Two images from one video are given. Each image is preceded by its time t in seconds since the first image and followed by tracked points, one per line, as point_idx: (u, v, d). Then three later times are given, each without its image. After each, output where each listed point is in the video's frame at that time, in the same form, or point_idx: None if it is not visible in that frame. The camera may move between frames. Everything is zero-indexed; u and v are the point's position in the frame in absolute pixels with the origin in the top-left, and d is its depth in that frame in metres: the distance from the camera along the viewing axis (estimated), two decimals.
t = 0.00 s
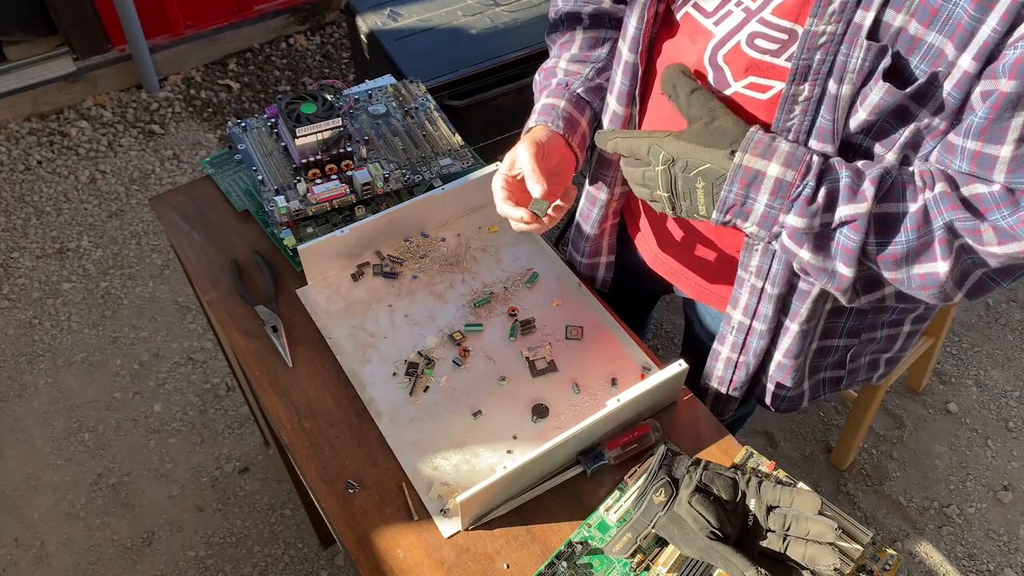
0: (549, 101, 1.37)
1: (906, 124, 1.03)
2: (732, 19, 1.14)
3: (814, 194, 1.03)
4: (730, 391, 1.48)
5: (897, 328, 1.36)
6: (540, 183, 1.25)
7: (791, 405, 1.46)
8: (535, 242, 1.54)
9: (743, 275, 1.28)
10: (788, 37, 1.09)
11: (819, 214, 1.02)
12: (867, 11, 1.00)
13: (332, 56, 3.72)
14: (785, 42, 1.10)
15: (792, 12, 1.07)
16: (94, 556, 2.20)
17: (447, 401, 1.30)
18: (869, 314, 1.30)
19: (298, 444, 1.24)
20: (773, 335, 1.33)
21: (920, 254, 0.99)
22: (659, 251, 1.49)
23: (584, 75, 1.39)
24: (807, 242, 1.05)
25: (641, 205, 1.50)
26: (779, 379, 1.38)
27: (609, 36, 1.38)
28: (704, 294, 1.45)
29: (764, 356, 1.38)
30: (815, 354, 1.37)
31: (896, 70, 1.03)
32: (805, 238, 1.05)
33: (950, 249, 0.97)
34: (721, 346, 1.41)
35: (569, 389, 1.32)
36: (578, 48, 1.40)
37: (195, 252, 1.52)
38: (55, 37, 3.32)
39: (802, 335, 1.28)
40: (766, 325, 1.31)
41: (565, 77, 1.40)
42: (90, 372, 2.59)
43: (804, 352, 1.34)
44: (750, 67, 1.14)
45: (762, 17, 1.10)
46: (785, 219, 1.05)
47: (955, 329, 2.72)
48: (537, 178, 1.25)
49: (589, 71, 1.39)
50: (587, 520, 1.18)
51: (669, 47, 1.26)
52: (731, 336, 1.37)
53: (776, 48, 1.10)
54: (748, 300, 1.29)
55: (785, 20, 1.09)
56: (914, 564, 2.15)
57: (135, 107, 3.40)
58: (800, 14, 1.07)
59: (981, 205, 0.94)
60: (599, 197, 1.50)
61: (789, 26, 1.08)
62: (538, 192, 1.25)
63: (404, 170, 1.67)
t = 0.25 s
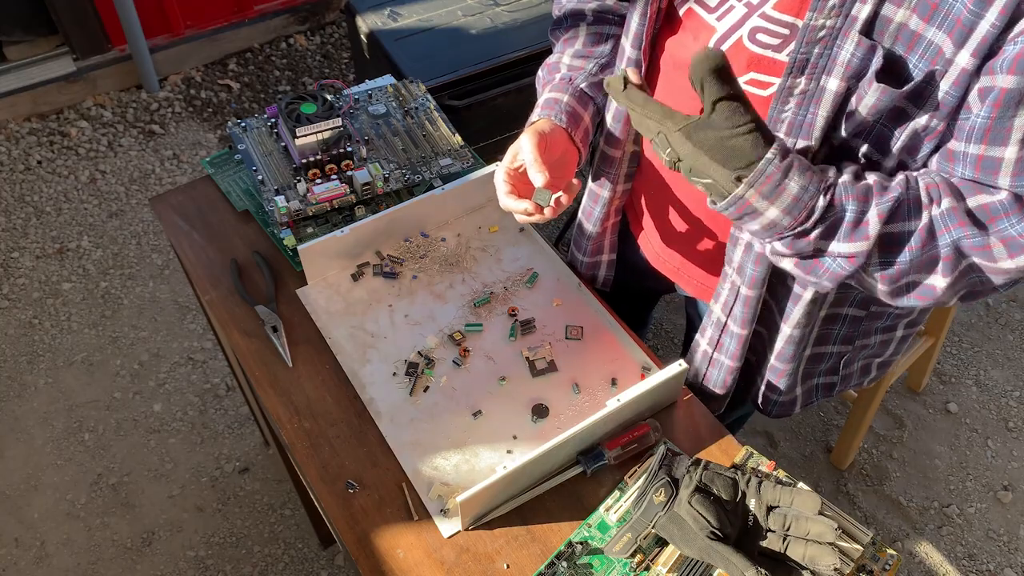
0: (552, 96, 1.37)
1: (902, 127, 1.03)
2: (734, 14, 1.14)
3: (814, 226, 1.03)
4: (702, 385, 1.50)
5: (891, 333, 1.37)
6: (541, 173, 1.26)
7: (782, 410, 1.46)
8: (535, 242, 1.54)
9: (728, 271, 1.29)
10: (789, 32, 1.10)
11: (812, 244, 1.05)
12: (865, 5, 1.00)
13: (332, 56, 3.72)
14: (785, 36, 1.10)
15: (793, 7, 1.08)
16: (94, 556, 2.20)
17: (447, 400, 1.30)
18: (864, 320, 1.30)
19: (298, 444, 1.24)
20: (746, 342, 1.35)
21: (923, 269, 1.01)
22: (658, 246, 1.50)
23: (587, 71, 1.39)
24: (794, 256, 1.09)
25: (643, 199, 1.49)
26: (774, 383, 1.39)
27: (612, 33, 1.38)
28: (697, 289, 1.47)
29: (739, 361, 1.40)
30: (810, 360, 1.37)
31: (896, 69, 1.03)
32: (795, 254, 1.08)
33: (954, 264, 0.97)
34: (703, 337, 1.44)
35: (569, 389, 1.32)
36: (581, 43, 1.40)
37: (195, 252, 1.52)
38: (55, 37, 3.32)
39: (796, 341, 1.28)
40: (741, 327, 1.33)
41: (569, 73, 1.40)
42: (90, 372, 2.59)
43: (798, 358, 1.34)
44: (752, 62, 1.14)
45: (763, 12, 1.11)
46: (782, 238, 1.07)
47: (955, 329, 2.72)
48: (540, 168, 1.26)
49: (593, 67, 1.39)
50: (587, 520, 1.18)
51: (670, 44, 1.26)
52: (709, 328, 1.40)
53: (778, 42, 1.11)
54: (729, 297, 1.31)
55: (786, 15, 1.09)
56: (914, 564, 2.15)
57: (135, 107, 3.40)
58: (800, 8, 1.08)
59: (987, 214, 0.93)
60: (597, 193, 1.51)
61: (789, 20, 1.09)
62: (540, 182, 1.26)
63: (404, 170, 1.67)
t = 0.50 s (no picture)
0: (556, 95, 1.37)
1: (908, 122, 1.04)
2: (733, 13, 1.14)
3: (806, 249, 1.06)
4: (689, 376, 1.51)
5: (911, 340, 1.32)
6: (544, 173, 1.26)
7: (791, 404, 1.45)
8: (536, 242, 1.54)
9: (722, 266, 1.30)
10: (788, 31, 1.10)
11: (810, 268, 1.07)
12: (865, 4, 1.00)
13: (332, 56, 3.72)
14: (785, 37, 1.11)
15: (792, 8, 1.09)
16: (94, 556, 2.20)
17: (448, 400, 1.30)
18: (881, 319, 1.30)
19: (298, 444, 1.24)
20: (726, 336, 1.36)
21: (918, 278, 1.01)
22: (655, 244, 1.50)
23: (591, 70, 1.39)
24: (802, 285, 1.11)
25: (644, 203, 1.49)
26: (781, 378, 1.40)
27: (616, 32, 1.38)
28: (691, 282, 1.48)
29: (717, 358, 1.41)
30: (822, 356, 1.38)
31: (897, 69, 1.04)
32: (800, 284, 1.11)
33: (946, 276, 0.97)
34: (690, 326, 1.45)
35: (569, 389, 1.32)
36: (586, 41, 1.40)
37: (195, 252, 1.52)
38: (55, 37, 3.32)
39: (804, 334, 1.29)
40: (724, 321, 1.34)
41: (573, 72, 1.40)
42: (90, 372, 2.59)
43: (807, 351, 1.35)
44: (750, 62, 1.14)
45: (762, 11, 1.11)
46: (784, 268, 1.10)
47: (955, 329, 2.72)
48: (542, 167, 1.26)
49: (597, 66, 1.39)
50: (587, 519, 1.18)
51: (671, 42, 1.26)
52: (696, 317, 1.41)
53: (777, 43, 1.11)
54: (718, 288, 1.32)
55: (785, 15, 1.10)
56: (914, 564, 2.15)
57: (135, 107, 3.40)
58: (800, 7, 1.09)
59: (976, 225, 0.93)
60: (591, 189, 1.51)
61: (788, 20, 1.10)
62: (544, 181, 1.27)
63: (404, 170, 1.67)
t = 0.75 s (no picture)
0: (557, 99, 1.37)
1: (917, 119, 1.03)
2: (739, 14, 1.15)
3: (807, 236, 1.07)
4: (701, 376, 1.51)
5: (913, 323, 1.32)
6: (550, 177, 1.26)
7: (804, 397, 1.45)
8: (536, 242, 1.54)
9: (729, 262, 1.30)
10: (795, 32, 1.10)
11: (811, 255, 1.07)
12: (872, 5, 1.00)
13: (332, 56, 3.72)
14: (792, 37, 1.11)
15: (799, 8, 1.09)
16: (94, 556, 2.20)
17: (448, 400, 1.30)
18: (884, 306, 1.30)
19: (298, 444, 1.24)
20: (740, 332, 1.35)
21: (915, 268, 1.02)
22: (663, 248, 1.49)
23: (593, 72, 1.39)
24: (805, 273, 1.11)
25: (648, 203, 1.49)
26: (792, 371, 1.40)
27: (618, 34, 1.38)
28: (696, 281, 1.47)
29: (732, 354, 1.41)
30: (832, 349, 1.38)
31: (906, 67, 1.03)
32: (803, 272, 1.11)
33: (944, 266, 0.98)
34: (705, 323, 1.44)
35: (569, 389, 1.32)
36: (586, 42, 1.40)
37: (195, 252, 1.52)
38: (55, 37, 3.32)
39: (815, 328, 1.30)
40: (736, 318, 1.34)
41: (574, 74, 1.40)
42: (90, 372, 2.59)
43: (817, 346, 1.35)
44: (756, 62, 1.14)
45: (769, 13, 1.11)
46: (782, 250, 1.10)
47: (955, 329, 2.72)
48: (546, 171, 1.26)
49: (598, 67, 1.39)
50: (587, 520, 1.18)
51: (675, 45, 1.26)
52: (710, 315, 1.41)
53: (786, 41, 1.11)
54: (729, 284, 1.32)
55: (792, 16, 1.10)
56: (914, 564, 2.15)
57: (135, 107, 3.40)
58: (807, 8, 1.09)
59: (977, 216, 0.93)
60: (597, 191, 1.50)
61: (795, 21, 1.10)
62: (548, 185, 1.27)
63: (404, 170, 1.67)
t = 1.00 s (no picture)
0: (556, 92, 1.37)
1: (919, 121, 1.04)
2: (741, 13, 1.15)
3: (809, 230, 1.07)
4: (701, 378, 1.52)
5: (915, 324, 1.32)
6: (553, 163, 1.27)
7: (803, 398, 1.45)
8: (537, 242, 1.54)
9: (733, 262, 1.30)
10: (798, 32, 1.10)
11: (815, 251, 1.07)
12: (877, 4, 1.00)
13: (332, 56, 3.72)
14: (796, 36, 1.10)
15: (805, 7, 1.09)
16: (94, 556, 2.20)
17: (449, 398, 1.31)
18: (886, 306, 1.30)
19: (298, 444, 1.24)
20: (745, 333, 1.35)
21: (920, 267, 1.02)
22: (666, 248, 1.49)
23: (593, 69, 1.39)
24: (809, 271, 1.11)
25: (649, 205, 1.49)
26: (792, 372, 1.41)
27: (617, 31, 1.38)
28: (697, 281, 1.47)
29: (736, 355, 1.41)
30: (832, 351, 1.38)
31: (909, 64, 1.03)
32: (807, 271, 1.11)
33: (950, 266, 0.98)
34: (707, 324, 1.45)
35: (569, 389, 1.32)
36: (586, 42, 1.40)
37: (195, 252, 1.52)
38: (55, 37, 3.32)
39: (816, 329, 1.30)
40: (740, 317, 1.34)
41: (572, 70, 1.40)
42: (90, 372, 2.59)
43: (818, 347, 1.35)
44: (762, 60, 1.14)
45: (773, 12, 1.11)
46: (784, 248, 1.10)
47: (955, 329, 2.72)
48: (549, 158, 1.27)
49: (597, 64, 1.39)
50: (587, 520, 1.18)
51: (677, 44, 1.26)
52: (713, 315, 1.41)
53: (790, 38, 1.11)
54: (733, 284, 1.33)
55: (796, 15, 1.10)
56: (914, 564, 2.15)
57: (135, 107, 3.40)
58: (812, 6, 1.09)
59: (983, 215, 0.93)
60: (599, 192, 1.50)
61: (799, 20, 1.10)
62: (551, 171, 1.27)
63: (404, 170, 1.67)
